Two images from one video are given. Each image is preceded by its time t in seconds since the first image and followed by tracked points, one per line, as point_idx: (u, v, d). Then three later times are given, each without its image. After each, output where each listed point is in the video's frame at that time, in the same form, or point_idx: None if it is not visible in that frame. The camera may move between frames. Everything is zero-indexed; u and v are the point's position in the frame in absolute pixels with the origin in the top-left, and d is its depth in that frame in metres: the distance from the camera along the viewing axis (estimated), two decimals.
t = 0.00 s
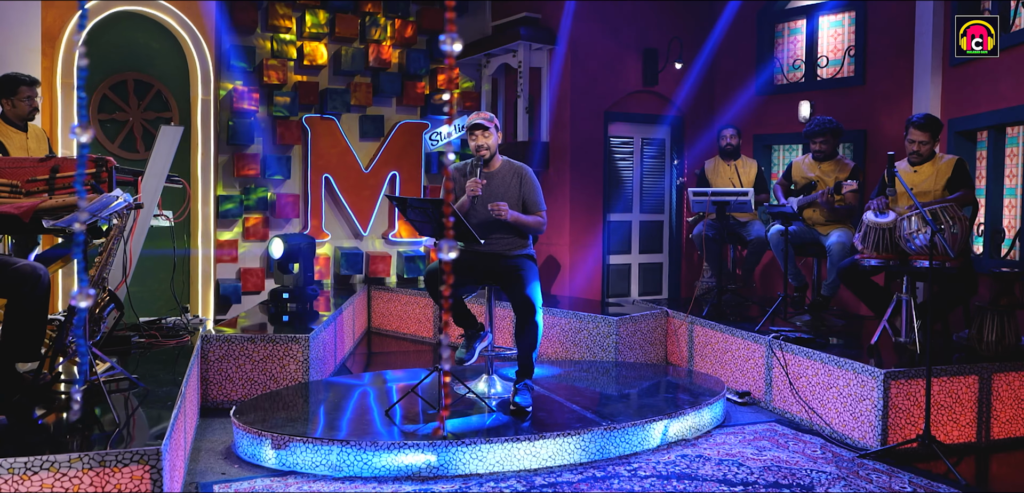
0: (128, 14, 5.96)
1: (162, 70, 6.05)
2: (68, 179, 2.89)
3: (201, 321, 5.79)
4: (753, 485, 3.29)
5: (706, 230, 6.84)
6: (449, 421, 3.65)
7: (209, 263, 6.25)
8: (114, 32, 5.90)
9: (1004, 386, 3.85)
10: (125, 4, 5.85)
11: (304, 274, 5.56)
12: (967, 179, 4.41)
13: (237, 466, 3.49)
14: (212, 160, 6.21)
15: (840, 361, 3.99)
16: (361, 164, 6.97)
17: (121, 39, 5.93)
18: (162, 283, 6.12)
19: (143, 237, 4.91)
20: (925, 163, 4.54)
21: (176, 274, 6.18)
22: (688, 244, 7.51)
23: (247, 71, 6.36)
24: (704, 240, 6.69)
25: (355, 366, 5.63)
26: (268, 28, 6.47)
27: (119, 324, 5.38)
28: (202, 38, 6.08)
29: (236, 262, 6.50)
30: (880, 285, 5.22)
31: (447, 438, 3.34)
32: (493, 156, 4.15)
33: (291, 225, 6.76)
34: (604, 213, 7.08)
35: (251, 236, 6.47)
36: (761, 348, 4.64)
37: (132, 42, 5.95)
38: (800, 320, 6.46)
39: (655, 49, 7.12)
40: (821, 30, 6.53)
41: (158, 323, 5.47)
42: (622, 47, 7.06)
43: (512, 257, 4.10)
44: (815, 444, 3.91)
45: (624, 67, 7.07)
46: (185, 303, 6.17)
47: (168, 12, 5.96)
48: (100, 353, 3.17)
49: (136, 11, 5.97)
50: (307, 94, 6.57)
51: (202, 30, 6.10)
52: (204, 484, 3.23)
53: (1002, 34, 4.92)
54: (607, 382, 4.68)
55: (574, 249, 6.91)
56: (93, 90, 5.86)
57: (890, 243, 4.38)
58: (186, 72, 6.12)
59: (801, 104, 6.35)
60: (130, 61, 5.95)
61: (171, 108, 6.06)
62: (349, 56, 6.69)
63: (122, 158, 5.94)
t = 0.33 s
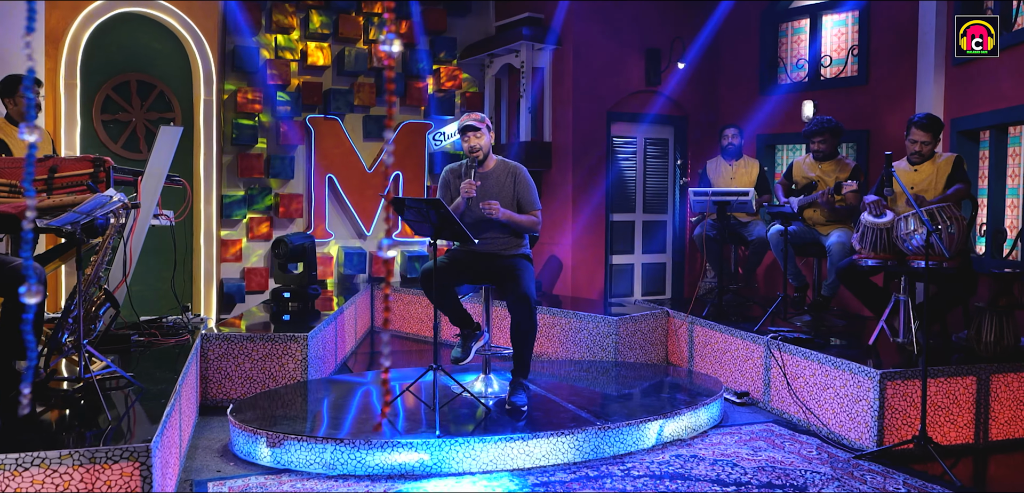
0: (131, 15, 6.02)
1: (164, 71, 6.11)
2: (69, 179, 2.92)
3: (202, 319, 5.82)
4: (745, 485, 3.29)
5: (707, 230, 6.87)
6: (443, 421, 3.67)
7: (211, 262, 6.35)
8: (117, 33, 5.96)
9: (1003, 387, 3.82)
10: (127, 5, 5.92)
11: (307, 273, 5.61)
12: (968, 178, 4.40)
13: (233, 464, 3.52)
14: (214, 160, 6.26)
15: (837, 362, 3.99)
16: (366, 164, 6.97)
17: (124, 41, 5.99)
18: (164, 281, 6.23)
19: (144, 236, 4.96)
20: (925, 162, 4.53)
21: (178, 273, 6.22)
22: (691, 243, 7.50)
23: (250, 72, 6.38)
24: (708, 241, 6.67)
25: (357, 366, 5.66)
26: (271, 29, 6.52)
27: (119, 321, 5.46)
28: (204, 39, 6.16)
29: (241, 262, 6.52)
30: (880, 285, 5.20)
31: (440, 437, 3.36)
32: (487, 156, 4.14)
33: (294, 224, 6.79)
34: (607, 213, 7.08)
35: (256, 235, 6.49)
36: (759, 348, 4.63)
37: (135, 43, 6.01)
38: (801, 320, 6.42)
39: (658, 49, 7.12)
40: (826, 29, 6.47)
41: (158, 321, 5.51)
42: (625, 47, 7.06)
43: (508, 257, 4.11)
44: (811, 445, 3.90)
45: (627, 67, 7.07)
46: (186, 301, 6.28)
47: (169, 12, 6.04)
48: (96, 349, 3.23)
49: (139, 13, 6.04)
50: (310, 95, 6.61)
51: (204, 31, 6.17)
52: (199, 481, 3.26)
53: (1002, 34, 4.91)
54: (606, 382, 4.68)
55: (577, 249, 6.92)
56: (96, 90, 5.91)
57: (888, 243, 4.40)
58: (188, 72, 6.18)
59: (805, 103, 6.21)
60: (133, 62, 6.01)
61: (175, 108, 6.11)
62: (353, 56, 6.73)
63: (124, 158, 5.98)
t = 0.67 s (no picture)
0: (132, 16, 6.03)
1: (166, 71, 6.13)
2: (66, 179, 2.96)
3: (203, 318, 5.84)
4: (739, 485, 3.30)
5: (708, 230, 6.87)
6: (439, 420, 3.68)
7: (212, 261, 6.34)
8: (118, 34, 5.99)
9: (1001, 388, 3.79)
10: (127, 6, 5.93)
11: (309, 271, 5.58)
12: (966, 179, 4.38)
13: (228, 462, 3.55)
14: (216, 159, 6.27)
15: (834, 362, 3.97)
16: (368, 164, 7.06)
17: (127, 41, 6.02)
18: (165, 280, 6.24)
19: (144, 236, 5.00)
20: (921, 162, 4.52)
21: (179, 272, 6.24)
22: (693, 243, 7.50)
23: (253, 72, 6.46)
24: (708, 241, 6.66)
25: (357, 365, 5.68)
26: (275, 29, 6.58)
27: (119, 320, 5.50)
28: (206, 39, 6.15)
29: (244, 262, 6.61)
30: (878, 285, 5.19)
31: (434, 436, 3.38)
32: (483, 156, 4.15)
33: (297, 224, 6.85)
34: (609, 213, 7.08)
35: (259, 236, 6.55)
36: (757, 348, 4.63)
37: (137, 43, 6.03)
38: (800, 320, 6.39)
39: (660, 48, 7.13)
40: (827, 29, 6.42)
41: (158, 320, 5.52)
42: (627, 47, 7.07)
43: (504, 256, 4.12)
44: (807, 445, 3.90)
45: (629, 67, 7.08)
46: (186, 301, 6.30)
47: (169, 13, 6.03)
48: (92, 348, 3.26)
49: (141, 14, 6.06)
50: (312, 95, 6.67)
51: (205, 31, 6.16)
52: (194, 479, 3.30)
53: (1002, 34, 4.91)
54: (604, 382, 4.69)
55: (578, 249, 6.92)
56: (98, 90, 5.94)
57: (885, 243, 4.40)
58: (189, 73, 6.19)
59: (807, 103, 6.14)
60: (135, 62, 6.03)
61: (176, 109, 6.12)
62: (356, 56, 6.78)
63: (126, 158, 6.01)
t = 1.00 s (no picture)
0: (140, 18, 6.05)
1: (172, 73, 6.14)
2: (70, 179, 2.98)
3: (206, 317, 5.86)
4: (734, 485, 3.30)
5: (712, 230, 6.85)
6: (437, 419, 3.70)
7: (217, 261, 6.37)
8: (125, 36, 6.00)
9: (1002, 390, 3.75)
10: (135, 8, 5.95)
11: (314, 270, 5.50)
12: (968, 178, 4.36)
13: (228, 459, 3.58)
14: (221, 160, 6.29)
15: (834, 363, 3.96)
16: (373, 164, 7.05)
17: (133, 43, 6.03)
18: (169, 279, 6.28)
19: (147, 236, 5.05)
20: (924, 163, 4.52)
21: (184, 272, 6.27)
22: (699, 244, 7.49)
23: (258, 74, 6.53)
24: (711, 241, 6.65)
25: (360, 365, 5.70)
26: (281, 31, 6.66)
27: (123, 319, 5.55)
28: (212, 42, 6.17)
29: (250, 261, 6.67)
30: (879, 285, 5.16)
31: (431, 435, 3.40)
32: (486, 156, 4.16)
33: (303, 224, 6.90)
34: (613, 213, 7.09)
35: (264, 234, 6.62)
36: (758, 349, 4.62)
37: (142, 45, 6.04)
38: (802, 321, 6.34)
39: (665, 48, 7.14)
40: (833, 28, 6.45)
41: (161, 319, 5.57)
42: (632, 48, 7.07)
43: (504, 257, 4.12)
44: (806, 446, 3.89)
45: (634, 67, 7.07)
46: (191, 300, 6.33)
47: (178, 16, 6.08)
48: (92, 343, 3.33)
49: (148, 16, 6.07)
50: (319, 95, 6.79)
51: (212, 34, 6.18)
52: (193, 477, 3.34)
53: (1003, 34, 4.89)
54: (605, 382, 4.70)
55: (582, 250, 6.93)
56: (104, 91, 5.95)
57: (886, 243, 4.38)
58: (196, 75, 6.20)
59: (809, 101, 6.34)
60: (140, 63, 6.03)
61: (181, 110, 6.16)
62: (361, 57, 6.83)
63: (131, 158, 6.01)
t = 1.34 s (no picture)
0: (147, 20, 6.06)
1: (180, 74, 6.17)
2: (75, 179, 2.99)
3: (213, 316, 5.90)
4: (733, 486, 3.30)
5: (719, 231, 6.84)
6: (438, 418, 3.72)
7: (226, 261, 6.36)
8: (133, 38, 6.01)
9: (1007, 391, 3.72)
10: (143, 11, 5.96)
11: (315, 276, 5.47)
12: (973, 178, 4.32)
13: (230, 456, 3.63)
14: (230, 160, 6.33)
15: (836, 363, 3.94)
16: (382, 164, 7.12)
17: (142, 44, 6.05)
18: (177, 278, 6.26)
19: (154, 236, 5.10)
20: (930, 162, 4.48)
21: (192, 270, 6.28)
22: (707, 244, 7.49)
23: (269, 75, 6.56)
24: (717, 241, 6.64)
25: (367, 364, 5.73)
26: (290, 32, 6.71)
27: (131, 317, 5.61)
28: (221, 43, 6.21)
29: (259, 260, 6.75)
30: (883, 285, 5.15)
31: (430, 434, 3.42)
32: (491, 155, 4.18)
33: (312, 224, 6.99)
34: (621, 213, 7.09)
35: (274, 235, 6.69)
36: (762, 349, 4.60)
37: (152, 46, 6.07)
38: (808, 322, 6.32)
39: (673, 48, 7.11)
40: (843, 27, 6.39)
41: (169, 318, 5.64)
42: (641, 47, 7.06)
43: (506, 257, 4.15)
44: (808, 447, 3.87)
45: (642, 67, 7.06)
46: (199, 299, 6.33)
47: (186, 17, 6.10)
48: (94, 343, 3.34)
49: (157, 18, 6.09)
50: (328, 95, 6.83)
51: (220, 35, 6.23)
52: (195, 474, 3.39)
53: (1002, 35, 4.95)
54: (609, 382, 4.71)
55: (590, 250, 6.94)
56: (113, 93, 5.98)
57: (890, 243, 4.34)
58: (205, 75, 6.24)
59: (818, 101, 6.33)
60: (149, 65, 6.06)
61: (190, 111, 6.18)
62: (370, 58, 6.87)
63: (141, 158, 6.06)
